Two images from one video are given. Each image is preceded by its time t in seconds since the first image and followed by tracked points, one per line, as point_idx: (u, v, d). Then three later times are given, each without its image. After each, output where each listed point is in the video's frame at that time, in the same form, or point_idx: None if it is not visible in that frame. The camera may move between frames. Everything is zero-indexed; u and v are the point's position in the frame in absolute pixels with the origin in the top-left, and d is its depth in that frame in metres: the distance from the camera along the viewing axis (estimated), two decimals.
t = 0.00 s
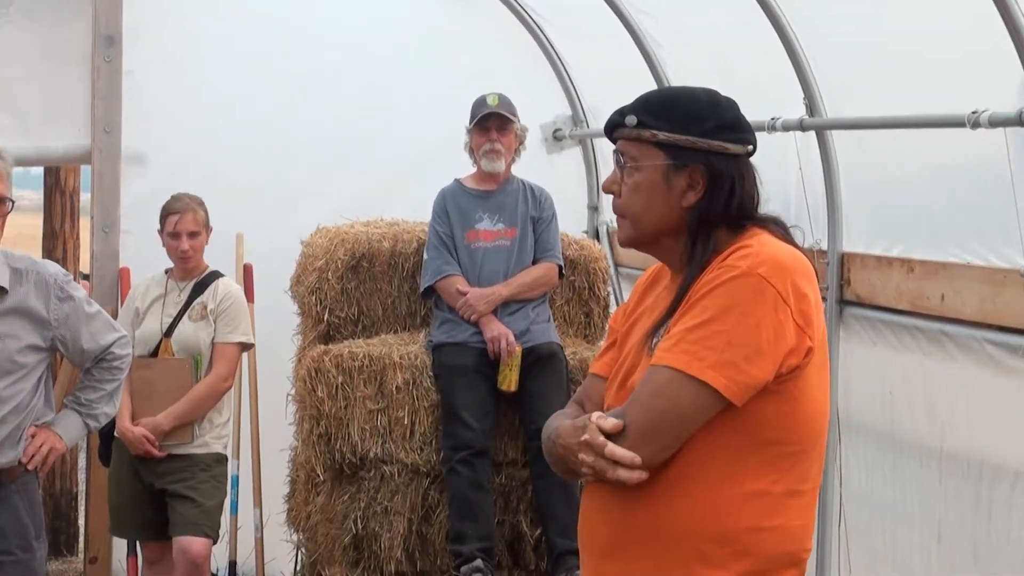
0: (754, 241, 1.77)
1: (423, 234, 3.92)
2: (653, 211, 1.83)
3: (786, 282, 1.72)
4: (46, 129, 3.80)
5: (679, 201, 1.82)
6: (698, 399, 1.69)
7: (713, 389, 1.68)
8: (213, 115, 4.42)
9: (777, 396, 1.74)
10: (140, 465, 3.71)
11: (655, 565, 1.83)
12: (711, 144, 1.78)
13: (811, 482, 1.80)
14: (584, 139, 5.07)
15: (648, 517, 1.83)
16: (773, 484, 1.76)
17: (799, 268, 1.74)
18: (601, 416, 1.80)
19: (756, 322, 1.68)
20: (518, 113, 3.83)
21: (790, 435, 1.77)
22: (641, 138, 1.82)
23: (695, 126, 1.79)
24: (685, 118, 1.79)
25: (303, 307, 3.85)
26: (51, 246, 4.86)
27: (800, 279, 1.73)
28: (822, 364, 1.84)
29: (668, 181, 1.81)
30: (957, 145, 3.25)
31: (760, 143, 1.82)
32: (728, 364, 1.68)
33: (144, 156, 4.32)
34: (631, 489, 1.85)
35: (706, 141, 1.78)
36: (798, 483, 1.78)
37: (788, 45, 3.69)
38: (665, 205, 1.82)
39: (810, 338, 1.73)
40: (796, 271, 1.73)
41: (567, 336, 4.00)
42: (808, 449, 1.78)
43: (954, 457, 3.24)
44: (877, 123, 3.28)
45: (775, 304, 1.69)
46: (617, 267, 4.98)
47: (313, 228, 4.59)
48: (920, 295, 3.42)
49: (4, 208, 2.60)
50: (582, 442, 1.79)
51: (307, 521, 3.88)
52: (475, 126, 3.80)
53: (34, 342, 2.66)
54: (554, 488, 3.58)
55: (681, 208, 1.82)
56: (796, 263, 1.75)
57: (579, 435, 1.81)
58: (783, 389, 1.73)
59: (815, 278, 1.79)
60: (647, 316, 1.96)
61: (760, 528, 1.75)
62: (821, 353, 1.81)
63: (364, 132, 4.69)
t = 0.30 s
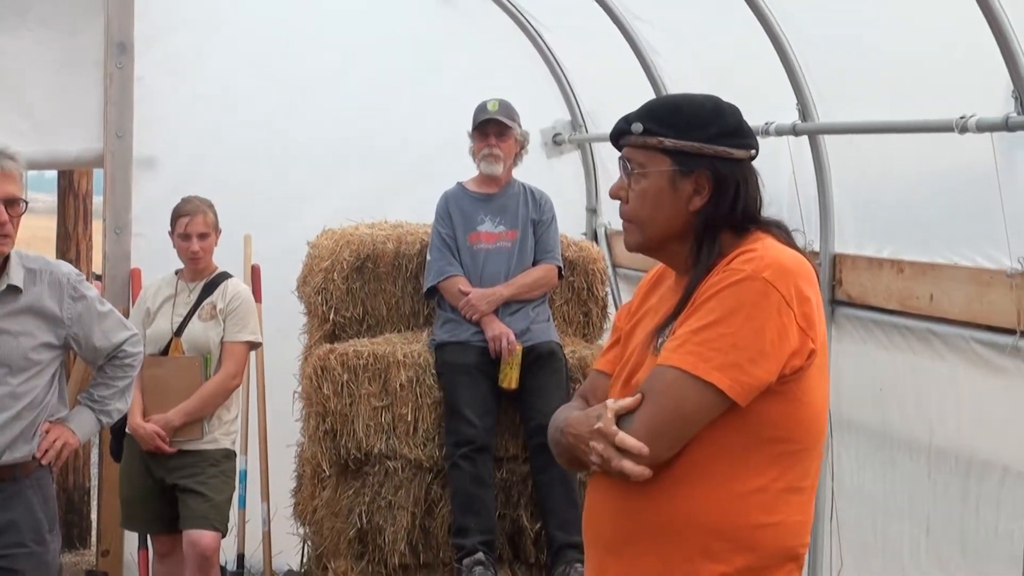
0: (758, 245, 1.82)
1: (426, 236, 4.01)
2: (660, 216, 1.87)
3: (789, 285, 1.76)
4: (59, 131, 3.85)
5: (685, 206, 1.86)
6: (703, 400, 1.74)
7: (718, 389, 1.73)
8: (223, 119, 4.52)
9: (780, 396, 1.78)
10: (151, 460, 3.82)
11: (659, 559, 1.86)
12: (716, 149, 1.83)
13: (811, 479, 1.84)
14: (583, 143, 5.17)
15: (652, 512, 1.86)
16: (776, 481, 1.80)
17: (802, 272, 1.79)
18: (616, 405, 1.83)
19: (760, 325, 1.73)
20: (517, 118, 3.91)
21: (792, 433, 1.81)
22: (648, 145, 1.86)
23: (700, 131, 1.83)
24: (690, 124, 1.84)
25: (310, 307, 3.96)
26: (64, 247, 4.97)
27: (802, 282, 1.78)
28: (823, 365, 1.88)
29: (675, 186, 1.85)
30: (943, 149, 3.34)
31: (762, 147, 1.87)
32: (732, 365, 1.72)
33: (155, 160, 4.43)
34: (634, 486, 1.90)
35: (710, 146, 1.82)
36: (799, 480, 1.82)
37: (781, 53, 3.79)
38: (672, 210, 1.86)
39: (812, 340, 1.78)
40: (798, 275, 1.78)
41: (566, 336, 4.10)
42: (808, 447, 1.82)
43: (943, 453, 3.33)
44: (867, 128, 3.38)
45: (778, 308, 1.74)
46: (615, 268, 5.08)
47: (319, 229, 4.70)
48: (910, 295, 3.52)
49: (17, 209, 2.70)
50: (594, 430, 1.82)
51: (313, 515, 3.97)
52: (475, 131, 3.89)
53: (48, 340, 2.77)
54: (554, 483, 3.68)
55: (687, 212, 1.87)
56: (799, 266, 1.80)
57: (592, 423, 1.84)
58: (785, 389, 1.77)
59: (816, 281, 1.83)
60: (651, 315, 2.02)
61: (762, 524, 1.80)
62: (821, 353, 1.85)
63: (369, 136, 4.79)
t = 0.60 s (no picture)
0: (763, 247, 1.87)
1: (429, 238, 4.11)
2: (666, 219, 1.92)
3: (793, 287, 1.81)
4: (71, 134, 3.87)
5: (691, 209, 1.92)
6: (707, 398, 1.79)
7: (722, 388, 1.78)
8: (231, 123, 4.62)
9: (782, 395, 1.83)
10: (160, 457, 3.91)
11: (663, 554, 1.92)
12: (719, 153, 1.88)
13: (811, 476, 1.90)
14: (582, 148, 5.26)
15: (657, 507, 1.92)
16: (778, 478, 1.85)
17: (805, 274, 1.84)
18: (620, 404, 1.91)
19: (763, 326, 1.78)
20: (517, 124, 3.98)
21: (793, 433, 1.86)
22: (653, 151, 1.92)
23: (704, 137, 1.89)
24: (694, 130, 1.89)
25: (315, 308, 4.05)
26: (75, 250, 5.08)
27: (805, 285, 1.83)
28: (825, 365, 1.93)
29: (679, 191, 1.91)
30: (931, 153, 3.43)
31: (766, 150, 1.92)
32: (736, 365, 1.78)
33: (164, 164, 4.52)
34: (637, 480, 1.95)
35: (714, 151, 1.88)
36: (801, 478, 1.87)
37: (776, 60, 3.89)
38: (678, 213, 1.92)
39: (814, 341, 1.83)
40: (801, 277, 1.83)
41: (565, 335, 4.19)
42: (809, 446, 1.87)
43: (933, 450, 3.41)
44: (858, 133, 3.47)
45: (782, 309, 1.79)
46: (613, 270, 5.17)
47: (324, 232, 4.80)
48: (901, 296, 3.61)
49: (27, 211, 2.81)
50: (600, 425, 1.89)
51: (319, 510, 4.09)
52: (475, 136, 3.97)
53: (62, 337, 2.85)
54: (553, 478, 3.77)
55: (693, 215, 1.92)
56: (802, 269, 1.85)
57: (598, 419, 1.92)
58: (787, 388, 1.82)
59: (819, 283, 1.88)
60: (656, 314, 2.08)
61: (763, 520, 1.84)
62: (823, 354, 1.90)
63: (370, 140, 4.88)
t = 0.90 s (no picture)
0: (765, 248, 1.92)
1: (434, 240, 4.20)
2: (657, 221, 1.99)
3: (794, 287, 1.86)
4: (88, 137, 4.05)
5: (679, 212, 1.97)
6: (710, 394, 1.84)
7: (724, 384, 1.83)
8: (240, 126, 4.71)
9: (783, 393, 1.88)
10: (172, 452, 4.02)
11: (666, 548, 1.97)
12: (704, 158, 1.92)
13: (813, 473, 1.95)
14: (584, 152, 5.34)
15: (659, 501, 1.97)
16: (779, 474, 1.90)
17: (807, 275, 1.89)
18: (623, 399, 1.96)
19: (765, 324, 1.83)
20: (520, 129, 4.07)
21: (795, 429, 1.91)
22: (644, 156, 1.99)
23: (689, 142, 1.94)
24: (683, 135, 1.94)
25: (324, 307, 4.16)
26: (90, 252, 5.19)
27: (807, 285, 1.87)
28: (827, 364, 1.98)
29: (667, 194, 1.96)
30: (923, 158, 3.52)
31: (760, 157, 1.94)
32: (738, 362, 1.82)
33: (176, 167, 4.62)
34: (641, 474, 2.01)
35: (697, 156, 1.92)
36: (802, 474, 1.92)
37: (774, 68, 3.97)
38: (667, 215, 1.97)
39: (815, 340, 1.88)
40: (803, 278, 1.87)
41: (568, 335, 4.29)
42: (810, 443, 1.92)
43: (926, 447, 3.51)
44: (854, 137, 3.55)
45: (783, 308, 1.84)
46: (615, 271, 5.26)
47: (331, 234, 4.89)
48: (896, 296, 3.69)
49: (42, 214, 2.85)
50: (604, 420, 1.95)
51: (327, 504, 4.19)
52: (479, 140, 4.06)
53: (73, 333, 2.93)
54: (556, 472, 3.87)
55: (681, 218, 1.97)
56: (804, 270, 1.89)
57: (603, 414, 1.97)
58: (789, 386, 1.88)
59: (821, 284, 1.93)
60: (663, 313, 2.13)
61: (764, 514, 1.89)
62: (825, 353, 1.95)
63: (374, 142, 4.97)
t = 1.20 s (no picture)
0: (767, 245, 1.93)
1: (451, 241, 4.31)
2: (666, 223, 2.00)
3: (794, 282, 1.88)
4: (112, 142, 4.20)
5: (684, 213, 1.98)
6: (710, 387, 1.87)
7: (722, 378, 1.86)
8: (260, 129, 4.83)
9: (785, 386, 1.90)
10: (196, 448, 4.13)
11: (670, 539, 2.00)
12: (704, 159, 1.93)
13: (820, 465, 1.96)
14: (597, 156, 5.44)
15: (665, 491, 2.00)
16: (781, 466, 1.92)
17: (808, 271, 1.90)
18: (630, 390, 2.01)
19: (763, 318, 1.85)
20: (534, 133, 4.15)
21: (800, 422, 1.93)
22: (652, 158, 2.00)
23: (691, 144, 1.94)
24: (685, 136, 1.95)
25: (343, 307, 4.26)
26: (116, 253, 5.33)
27: (808, 281, 1.89)
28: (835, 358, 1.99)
29: (672, 195, 1.97)
30: (928, 162, 3.61)
31: (762, 158, 1.94)
32: (736, 356, 1.85)
33: (199, 170, 4.76)
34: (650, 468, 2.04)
35: (698, 157, 1.93)
36: (806, 467, 1.94)
37: (783, 75, 4.06)
38: (674, 216, 1.98)
39: (816, 334, 1.89)
40: (804, 273, 1.89)
41: (581, 334, 4.39)
42: (813, 436, 1.93)
43: (932, 443, 3.60)
44: (859, 141, 3.65)
45: (782, 303, 1.86)
46: (627, 271, 5.36)
47: (350, 235, 5.00)
48: (902, 296, 3.79)
49: (47, 213, 2.92)
50: (608, 407, 2.00)
51: (347, 498, 4.30)
52: (493, 144, 4.15)
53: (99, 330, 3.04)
54: (570, 468, 3.98)
55: (686, 218, 1.98)
56: (806, 266, 1.91)
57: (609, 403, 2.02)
58: (789, 380, 1.90)
59: (825, 279, 1.94)
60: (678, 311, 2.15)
61: (767, 505, 1.91)
62: (831, 348, 1.96)
63: (388, 144, 5.07)
